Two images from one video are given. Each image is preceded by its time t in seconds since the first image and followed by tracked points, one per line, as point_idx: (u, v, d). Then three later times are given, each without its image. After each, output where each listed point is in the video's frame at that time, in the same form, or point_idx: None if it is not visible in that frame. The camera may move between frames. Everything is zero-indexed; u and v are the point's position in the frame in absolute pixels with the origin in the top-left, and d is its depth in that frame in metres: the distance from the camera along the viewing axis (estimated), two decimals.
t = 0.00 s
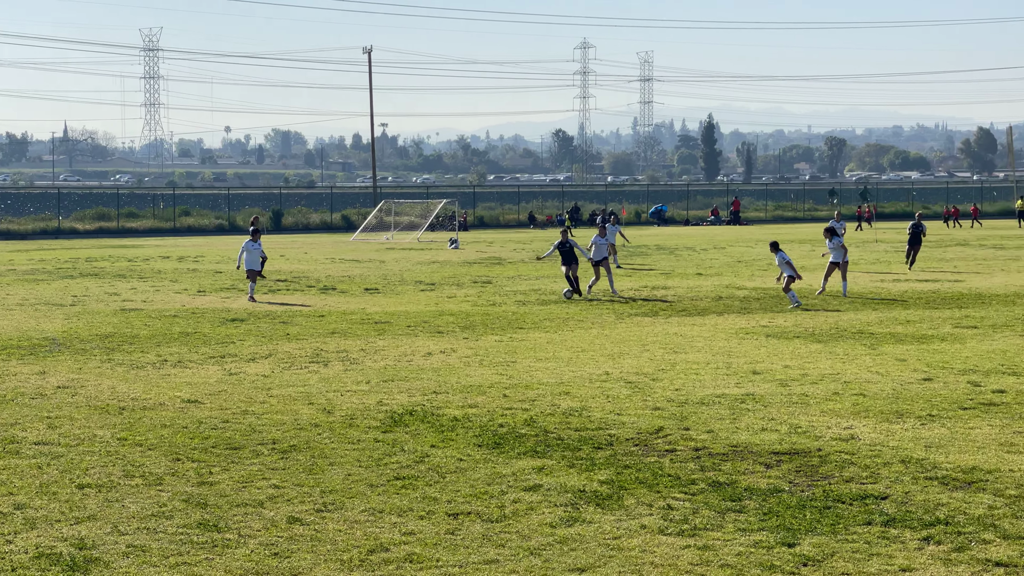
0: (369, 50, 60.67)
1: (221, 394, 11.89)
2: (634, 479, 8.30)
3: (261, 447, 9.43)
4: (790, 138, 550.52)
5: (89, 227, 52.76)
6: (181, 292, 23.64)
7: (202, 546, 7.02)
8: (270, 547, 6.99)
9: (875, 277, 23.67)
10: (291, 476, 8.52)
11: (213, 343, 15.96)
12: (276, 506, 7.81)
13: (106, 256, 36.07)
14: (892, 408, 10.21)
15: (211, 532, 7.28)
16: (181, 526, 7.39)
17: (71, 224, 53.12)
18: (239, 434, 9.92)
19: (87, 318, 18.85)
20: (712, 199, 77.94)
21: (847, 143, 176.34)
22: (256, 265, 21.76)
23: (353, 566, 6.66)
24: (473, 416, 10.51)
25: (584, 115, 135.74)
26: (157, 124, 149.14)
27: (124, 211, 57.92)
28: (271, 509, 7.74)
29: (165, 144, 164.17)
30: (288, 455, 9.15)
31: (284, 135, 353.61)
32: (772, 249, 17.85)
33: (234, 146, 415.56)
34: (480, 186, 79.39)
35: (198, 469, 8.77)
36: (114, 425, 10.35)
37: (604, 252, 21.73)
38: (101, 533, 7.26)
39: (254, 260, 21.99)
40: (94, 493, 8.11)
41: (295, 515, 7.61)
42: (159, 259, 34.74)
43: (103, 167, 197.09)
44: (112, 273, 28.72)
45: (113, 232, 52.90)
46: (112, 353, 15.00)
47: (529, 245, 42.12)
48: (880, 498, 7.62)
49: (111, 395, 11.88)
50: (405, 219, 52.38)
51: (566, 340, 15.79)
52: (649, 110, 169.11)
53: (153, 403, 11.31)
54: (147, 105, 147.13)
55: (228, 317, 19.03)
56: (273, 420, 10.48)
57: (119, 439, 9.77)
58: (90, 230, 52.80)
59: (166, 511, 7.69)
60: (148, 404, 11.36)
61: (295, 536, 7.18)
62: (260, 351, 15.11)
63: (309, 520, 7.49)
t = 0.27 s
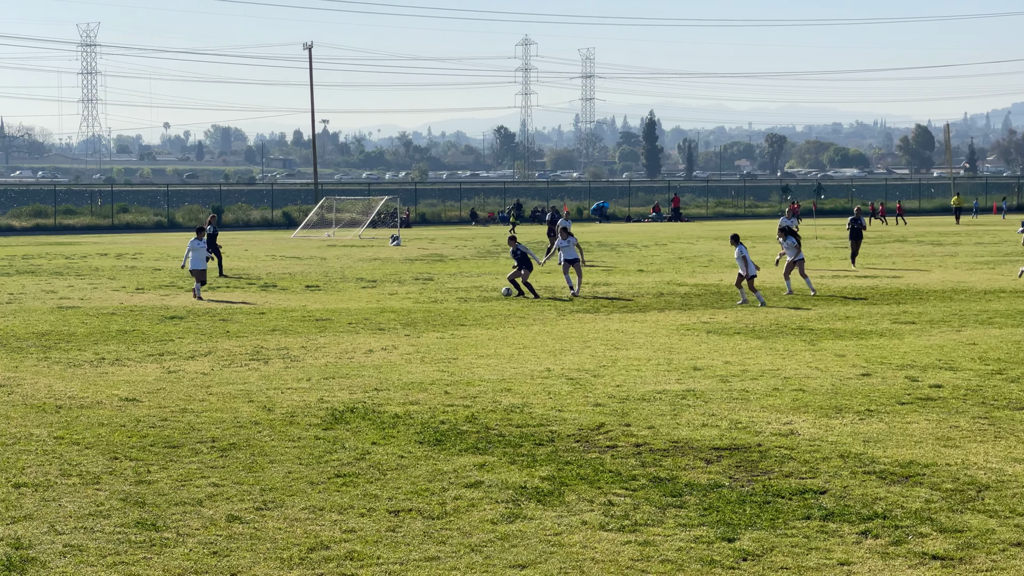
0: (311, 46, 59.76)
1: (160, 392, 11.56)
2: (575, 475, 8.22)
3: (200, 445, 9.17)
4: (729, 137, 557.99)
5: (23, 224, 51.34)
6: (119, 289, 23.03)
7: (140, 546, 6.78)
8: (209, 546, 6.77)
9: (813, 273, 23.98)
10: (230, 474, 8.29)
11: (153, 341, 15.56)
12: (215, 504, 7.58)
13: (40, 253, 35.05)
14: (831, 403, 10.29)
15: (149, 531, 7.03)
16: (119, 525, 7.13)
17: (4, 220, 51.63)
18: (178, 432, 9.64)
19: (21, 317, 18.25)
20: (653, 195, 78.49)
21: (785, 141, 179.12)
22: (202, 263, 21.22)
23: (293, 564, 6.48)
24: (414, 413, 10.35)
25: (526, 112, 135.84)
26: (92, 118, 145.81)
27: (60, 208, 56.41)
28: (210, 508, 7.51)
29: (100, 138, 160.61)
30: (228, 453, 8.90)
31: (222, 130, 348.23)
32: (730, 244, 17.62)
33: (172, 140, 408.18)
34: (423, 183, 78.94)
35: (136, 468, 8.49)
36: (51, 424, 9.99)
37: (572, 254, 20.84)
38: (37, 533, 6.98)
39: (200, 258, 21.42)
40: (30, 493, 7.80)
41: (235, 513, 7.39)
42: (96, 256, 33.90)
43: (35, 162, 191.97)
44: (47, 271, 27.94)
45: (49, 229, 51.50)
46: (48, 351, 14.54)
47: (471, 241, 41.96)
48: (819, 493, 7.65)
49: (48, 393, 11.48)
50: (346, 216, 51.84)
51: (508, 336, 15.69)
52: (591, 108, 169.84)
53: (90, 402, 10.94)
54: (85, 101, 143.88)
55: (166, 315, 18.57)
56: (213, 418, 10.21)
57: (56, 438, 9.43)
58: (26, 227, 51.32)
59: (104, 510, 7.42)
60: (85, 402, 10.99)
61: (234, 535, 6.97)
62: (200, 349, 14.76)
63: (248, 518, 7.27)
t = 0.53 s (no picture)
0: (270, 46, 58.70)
1: (121, 391, 11.33)
2: (537, 473, 8.17)
3: (161, 444, 8.98)
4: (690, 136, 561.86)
5: None
6: (79, 287, 22.60)
7: (101, 545, 6.60)
8: (170, 545, 6.62)
9: (774, 270, 24.15)
10: (192, 473, 8.12)
11: (113, 339, 15.28)
12: (177, 503, 7.41)
13: None
14: (793, 400, 10.33)
15: (110, 530, 6.86)
16: (80, 525, 6.95)
17: None
18: (138, 431, 9.43)
19: None
20: (616, 193, 78.76)
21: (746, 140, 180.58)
22: (167, 259, 20.85)
23: (255, 563, 6.35)
24: (377, 411, 10.23)
25: (489, 110, 135.73)
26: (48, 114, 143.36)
27: (17, 205, 55.33)
28: (171, 507, 7.34)
29: (57, 134, 158.05)
30: (189, 452, 8.73)
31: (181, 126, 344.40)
32: (700, 241, 17.58)
33: (129, 136, 402.86)
34: (385, 181, 78.48)
35: (97, 467, 8.29)
36: (9, 423, 9.75)
37: (553, 260, 20.28)
38: None
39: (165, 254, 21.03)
40: None
41: (197, 512, 7.23)
42: (54, 253, 33.31)
43: None
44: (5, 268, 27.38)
45: (8, 227, 50.51)
46: (6, 349, 14.21)
47: (434, 239, 41.80)
48: (782, 490, 7.66)
49: (6, 392, 11.21)
50: (308, 214, 51.42)
51: (471, 334, 15.61)
52: (554, 106, 169.99)
53: (50, 401, 10.68)
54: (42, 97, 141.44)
55: (127, 313, 18.23)
56: (175, 416, 10.01)
57: (14, 437, 9.18)
58: None
59: (64, 510, 7.23)
60: (45, 401, 10.73)
61: (196, 534, 6.82)
62: (161, 347, 14.51)
63: (210, 517, 7.12)
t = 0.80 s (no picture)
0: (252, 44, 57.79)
1: (105, 389, 11.24)
2: (521, 470, 8.15)
3: (146, 442, 8.91)
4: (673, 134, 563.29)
5: None
6: (61, 285, 22.43)
7: (85, 543, 6.54)
8: (155, 543, 6.57)
9: (758, 268, 24.21)
10: (176, 471, 8.07)
11: (96, 337, 15.16)
12: (160, 501, 7.36)
13: None
14: (777, 398, 10.35)
15: (94, 528, 6.80)
16: (64, 523, 6.88)
17: None
18: (122, 428, 9.36)
19: None
20: (599, 190, 78.85)
21: (730, 138, 181.11)
22: (151, 258, 20.67)
23: (239, 561, 6.31)
24: (360, 409, 10.19)
25: (472, 107, 135.52)
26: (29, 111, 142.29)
27: None
28: (155, 505, 7.29)
29: (37, 131, 156.81)
30: (173, 450, 8.68)
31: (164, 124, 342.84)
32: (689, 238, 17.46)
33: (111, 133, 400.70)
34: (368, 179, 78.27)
35: (81, 465, 8.22)
36: None
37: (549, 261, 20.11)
38: None
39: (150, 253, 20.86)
40: None
41: (181, 510, 7.18)
42: (36, 251, 33.04)
43: None
44: None
45: None
46: None
47: (417, 236, 41.77)
48: (766, 487, 7.67)
49: None
50: (291, 212, 51.23)
51: (454, 332, 15.60)
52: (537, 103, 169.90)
53: (34, 399, 10.59)
54: (22, 94, 140.16)
55: (110, 311, 18.11)
56: (158, 414, 9.94)
57: None
58: None
59: (48, 508, 7.16)
60: (28, 399, 10.64)
61: (180, 532, 6.76)
62: (144, 345, 14.41)
63: (194, 515, 7.07)
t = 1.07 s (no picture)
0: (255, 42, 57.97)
1: (108, 387, 11.25)
2: (524, 469, 8.15)
3: (148, 441, 8.92)
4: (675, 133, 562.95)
5: None
6: (64, 284, 22.46)
7: (88, 542, 6.55)
8: (158, 541, 6.57)
9: (759, 267, 24.20)
10: (179, 469, 8.08)
11: (100, 336, 15.16)
12: (163, 500, 7.36)
13: None
14: (779, 397, 10.34)
15: (97, 527, 6.80)
16: (67, 522, 6.89)
17: None
18: (125, 427, 9.36)
19: None
20: (601, 189, 78.86)
21: (733, 137, 180.92)
22: (153, 257, 20.66)
23: (242, 559, 6.31)
24: (362, 408, 10.20)
25: (474, 106, 135.52)
26: (32, 111, 142.41)
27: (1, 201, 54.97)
28: (158, 503, 7.29)
29: (40, 131, 156.91)
30: (176, 448, 8.68)
31: (166, 123, 343.19)
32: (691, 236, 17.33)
33: (114, 132, 401.12)
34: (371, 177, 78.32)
35: (84, 463, 8.23)
36: None
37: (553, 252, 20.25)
38: None
39: (154, 252, 20.85)
40: None
41: (183, 508, 7.18)
42: (39, 250, 33.05)
43: None
44: None
45: None
46: None
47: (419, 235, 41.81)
48: (768, 486, 7.66)
49: None
50: (293, 210, 51.26)
51: (457, 331, 15.61)
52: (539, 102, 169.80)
53: (37, 398, 10.60)
54: (24, 92, 140.29)
55: (113, 310, 18.14)
56: (161, 413, 9.95)
57: (1, 434, 9.10)
58: None
59: (51, 507, 7.17)
60: (32, 398, 10.65)
61: (183, 531, 6.77)
62: (147, 344, 14.41)
63: (197, 514, 7.07)
